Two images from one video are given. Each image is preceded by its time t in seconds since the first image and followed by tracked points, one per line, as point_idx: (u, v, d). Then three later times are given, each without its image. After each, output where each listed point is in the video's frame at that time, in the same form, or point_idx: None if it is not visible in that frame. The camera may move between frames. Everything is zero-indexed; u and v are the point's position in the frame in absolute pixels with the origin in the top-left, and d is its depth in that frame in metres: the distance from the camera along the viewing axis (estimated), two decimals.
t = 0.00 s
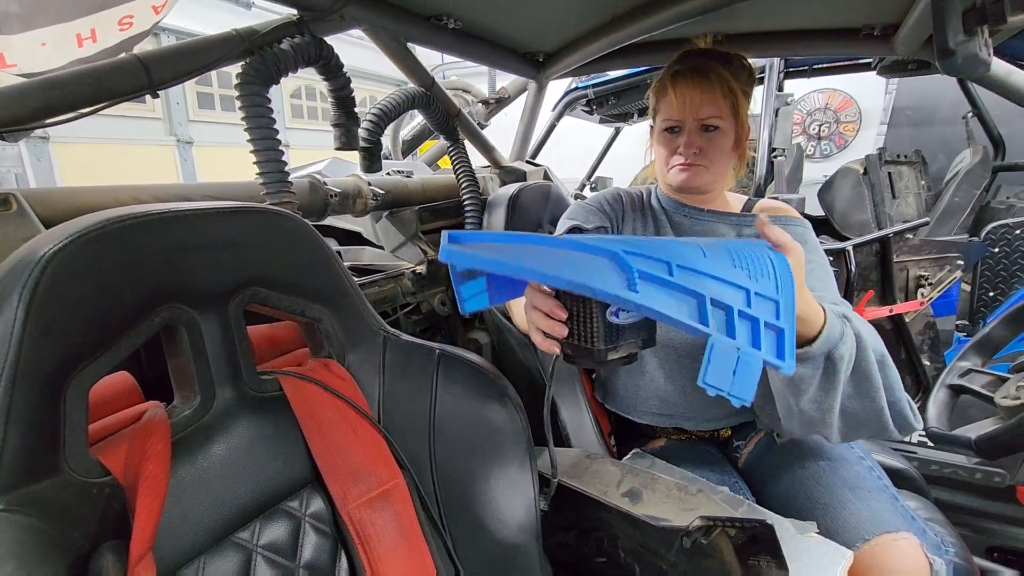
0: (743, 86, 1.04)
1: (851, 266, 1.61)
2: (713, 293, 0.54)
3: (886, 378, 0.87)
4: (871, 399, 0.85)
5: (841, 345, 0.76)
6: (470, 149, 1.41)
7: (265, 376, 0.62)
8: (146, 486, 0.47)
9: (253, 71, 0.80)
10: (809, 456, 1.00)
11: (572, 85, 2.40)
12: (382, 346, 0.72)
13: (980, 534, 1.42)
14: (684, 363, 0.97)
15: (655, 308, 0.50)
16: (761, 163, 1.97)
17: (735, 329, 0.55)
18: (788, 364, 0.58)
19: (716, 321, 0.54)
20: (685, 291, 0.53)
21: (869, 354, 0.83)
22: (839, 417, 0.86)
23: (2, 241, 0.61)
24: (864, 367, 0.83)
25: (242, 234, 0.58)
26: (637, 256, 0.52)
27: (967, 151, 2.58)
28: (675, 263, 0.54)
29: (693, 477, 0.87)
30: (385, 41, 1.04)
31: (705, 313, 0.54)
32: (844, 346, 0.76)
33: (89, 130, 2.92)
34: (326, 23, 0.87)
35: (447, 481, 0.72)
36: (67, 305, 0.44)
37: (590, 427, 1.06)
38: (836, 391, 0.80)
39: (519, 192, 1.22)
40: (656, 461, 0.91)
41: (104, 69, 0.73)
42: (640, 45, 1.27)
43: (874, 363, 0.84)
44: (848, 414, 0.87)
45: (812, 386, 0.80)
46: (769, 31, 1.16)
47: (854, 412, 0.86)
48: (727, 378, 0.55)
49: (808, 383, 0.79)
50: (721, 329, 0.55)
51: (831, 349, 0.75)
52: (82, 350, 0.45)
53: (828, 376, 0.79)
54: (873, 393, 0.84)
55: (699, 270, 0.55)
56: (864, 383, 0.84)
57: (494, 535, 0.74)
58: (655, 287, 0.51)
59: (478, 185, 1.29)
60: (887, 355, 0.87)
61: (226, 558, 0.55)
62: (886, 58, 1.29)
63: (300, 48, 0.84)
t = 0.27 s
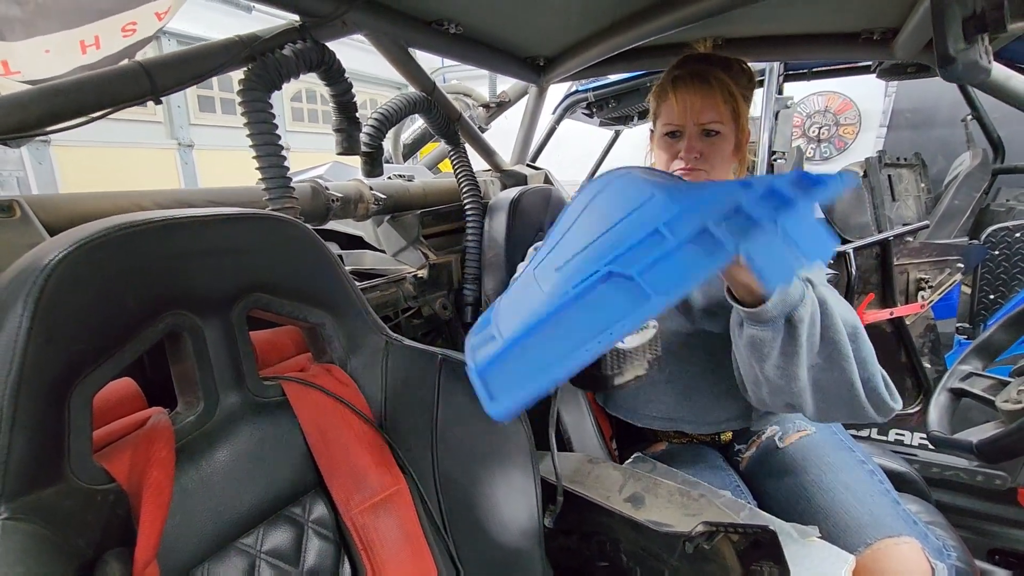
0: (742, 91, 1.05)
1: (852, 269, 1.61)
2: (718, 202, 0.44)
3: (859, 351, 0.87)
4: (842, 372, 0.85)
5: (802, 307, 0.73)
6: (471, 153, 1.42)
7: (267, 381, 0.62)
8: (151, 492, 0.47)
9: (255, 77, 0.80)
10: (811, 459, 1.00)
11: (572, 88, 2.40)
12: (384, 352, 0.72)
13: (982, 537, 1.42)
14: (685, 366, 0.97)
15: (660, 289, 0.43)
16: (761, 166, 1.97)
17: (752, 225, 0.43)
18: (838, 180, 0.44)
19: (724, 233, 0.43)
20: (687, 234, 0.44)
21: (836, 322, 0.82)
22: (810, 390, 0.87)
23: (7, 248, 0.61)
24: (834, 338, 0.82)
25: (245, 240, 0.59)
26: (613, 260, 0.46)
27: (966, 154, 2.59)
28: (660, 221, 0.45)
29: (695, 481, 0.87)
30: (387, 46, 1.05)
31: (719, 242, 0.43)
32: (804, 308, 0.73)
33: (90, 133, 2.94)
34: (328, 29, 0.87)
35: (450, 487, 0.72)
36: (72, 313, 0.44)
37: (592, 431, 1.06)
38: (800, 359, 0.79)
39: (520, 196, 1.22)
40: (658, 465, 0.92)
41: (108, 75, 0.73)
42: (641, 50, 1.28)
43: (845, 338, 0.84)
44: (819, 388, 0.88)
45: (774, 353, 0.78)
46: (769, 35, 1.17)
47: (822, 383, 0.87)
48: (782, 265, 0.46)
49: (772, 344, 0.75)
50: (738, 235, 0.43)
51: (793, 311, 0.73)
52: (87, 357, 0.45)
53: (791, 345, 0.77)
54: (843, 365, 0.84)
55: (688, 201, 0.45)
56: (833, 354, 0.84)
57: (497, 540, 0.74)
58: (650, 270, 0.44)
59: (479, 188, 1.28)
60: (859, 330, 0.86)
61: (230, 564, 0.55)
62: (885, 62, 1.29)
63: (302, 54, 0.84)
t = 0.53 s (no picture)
0: (739, 91, 1.04)
1: (852, 270, 1.61)
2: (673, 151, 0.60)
3: (851, 336, 0.86)
4: (836, 358, 0.84)
5: (788, 291, 0.76)
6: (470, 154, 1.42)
7: (266, 383, 0.62)
8: (149, 495, 0.47)
9: (254, 78, 0.80)
10: (812, 460, 0.99)
11: (572, 89, 2.40)
12: (384, 354, 0.72)
13: (984, 538, 1.42)
14: (685, 368, 0.97)
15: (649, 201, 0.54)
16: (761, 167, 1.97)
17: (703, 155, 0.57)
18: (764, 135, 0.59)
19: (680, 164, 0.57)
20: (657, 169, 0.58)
21: (825, 305, 0.82)
22: (803, 378, 0.86)
23: (4, 249, 0.61)
24: (824, 322, 0.82)
25: (244, 241, 0.58)
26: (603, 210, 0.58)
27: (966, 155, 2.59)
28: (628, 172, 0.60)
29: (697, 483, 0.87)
30: (386, 47, 1.05)
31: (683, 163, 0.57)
32: (790, 292, 0.76)
33: (90, 135, 2.95)
34: (327, 30, 0.87)
35: (450, 489, 0.72)
36: (71, 315, 0.44)
37: (592, 433, 1.05)
38: (790, 347, 0.80)
39: (520, 197, 1.22)
40: (658, 467, 0.91)
41: (106, 76, 0.73)
42: (641, 50, 1.27)
43: (835, 320, 0.83)
44: (812, 373, 0.87)
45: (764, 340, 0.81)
46: (769, 36, 1.17)
47: (816, 370, 0.86)
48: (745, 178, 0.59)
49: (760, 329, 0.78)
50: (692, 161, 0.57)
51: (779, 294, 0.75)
52: (85, 359, 0.45)
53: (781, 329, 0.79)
54: (835, 348, 0.84)
55: (648, 157, 0.60)
56: (824, 337, 0.84)
57: (497, 542, 0.73)
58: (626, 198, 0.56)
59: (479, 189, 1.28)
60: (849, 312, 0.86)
61: (228, 567, 0.54)
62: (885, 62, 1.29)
63: (301, 55, 0.84)
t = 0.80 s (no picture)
0: (736, 92, 1.04)
1: (851, 272, 1.61)
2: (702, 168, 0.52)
3: (869, 342, 0.86)
4: (855, 364, 0.85)
5: (812, 301, 0.74)
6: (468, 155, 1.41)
7: (261, 386, 0.62)
8: (142, 500, 0.46)
9: (251, 80, 0.80)
10: (810, 462, 0.99)
11: (570, 90, 2.40)
12: (380, 356, 0.72)
13: (983, 539, 1.42)
14: (682, 370, 0.97)
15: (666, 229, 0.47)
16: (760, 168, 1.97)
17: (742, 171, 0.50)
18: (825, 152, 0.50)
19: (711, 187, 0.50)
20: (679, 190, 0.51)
21: (846, 315, 0.82)
22: (821, 385, 0.86)
23: None
24: (844, 329, 0.82)
25: (239, 243, 0.58)
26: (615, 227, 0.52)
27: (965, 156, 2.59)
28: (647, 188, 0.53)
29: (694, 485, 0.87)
30: (384, 48, 1.04)
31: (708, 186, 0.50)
32: (815, 302, 0.75)
33: (90, 136, 2.95)
34: (324, 32, 0.87)
35: (446, 492, 0.72)
36: (64, 317, 0.43)
37: (590, 435, 1.05)
38: (811, 355, 0.80)
39: (518, 198, 1.21)
40: (656, 469, 0.91)
41: (101, 77, 0.73)
42: (639, 52, 1.27)
43: (855, 326, 0.83)
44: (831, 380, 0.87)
45: (786, 349, 0.80)
46: (767, 38, 1.17)
47: (834, 376, 0.87)
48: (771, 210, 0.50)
49: (784, 341, 0.77)
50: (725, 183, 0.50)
51: (803, 304, 0.74)
52: (78, 362, 0.45)
53: (803, 338, 0.79)
54: (853, 354, 0.84)
55: (676, 175, 0.54)
56: (844, 344, 0.84)
57: (493, 545, 0.73)
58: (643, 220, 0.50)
59: (476, 190, 1.29)
60: (868, 318, 0.86)
61: (222, 571, 0.54)
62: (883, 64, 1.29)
63: (298, 57, 0.84)
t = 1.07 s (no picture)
0: (735, 94, 1.05)
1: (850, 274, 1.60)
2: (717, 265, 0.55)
3: (892, 362, 0.87)
4: (879, 387, 0.86)
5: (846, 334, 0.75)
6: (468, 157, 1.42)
7: (261, 388, 0.62)
8: (144, 500, 0.47)
9: (252, 83, 0.80)
10: (809, 464, 0.99)
11: (570, 92, 2.41)
12: (380, 358, 0.72)
13: (982, 540, 1.42)
14: (682, 371, 0.97)
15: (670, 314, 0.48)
16: (759, 170, 1.98)
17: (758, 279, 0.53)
18: (844, 281, 0.56)
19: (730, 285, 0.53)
20: (689, 276, 0.53)
21: (871, 340, 0.83)
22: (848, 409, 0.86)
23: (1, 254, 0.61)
24: (870, 354, 0.83)
25: (240, 245, 0.58)
26: (613, 281, 0.53)
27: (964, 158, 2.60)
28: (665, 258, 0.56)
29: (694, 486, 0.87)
30: (384, 51, 1.05)
31: (720, 285, 0.52)
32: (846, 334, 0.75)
33: (90, 138, 2.96)
34: (325, 34, 0.87)
35: (446, 493, 0.72)
36: (66, 320, 0.44)
37: (590, 436, 1.05)
38: (842, 382, 0.80)
39: (518, 200, 1.22)
40: (656, 470, 0.92)
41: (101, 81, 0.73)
42: (638, 55, 1.28)
43: (878, 349, 0.84)
44: (858, 405, 0.88)
45: (818, 381, 0.79)
46: (765, 40, 1.17)
47: (862, 402, 0.87)
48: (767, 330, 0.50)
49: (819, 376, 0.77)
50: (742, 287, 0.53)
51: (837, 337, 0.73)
52: (81, 364, 0.45)
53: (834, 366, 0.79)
54: (879, 378, 0.85)
55: (689, 250, 0.58)
56: (870, 370, 0.84)
57: (493, 547, 0.74)
58: (652, 292, 0.51)
59: (476, 192, 1.28)
60: (888, 339, 0.87)
61: (224, 572, 0.54)
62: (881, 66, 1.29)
63: (298, 60, 0.84)
